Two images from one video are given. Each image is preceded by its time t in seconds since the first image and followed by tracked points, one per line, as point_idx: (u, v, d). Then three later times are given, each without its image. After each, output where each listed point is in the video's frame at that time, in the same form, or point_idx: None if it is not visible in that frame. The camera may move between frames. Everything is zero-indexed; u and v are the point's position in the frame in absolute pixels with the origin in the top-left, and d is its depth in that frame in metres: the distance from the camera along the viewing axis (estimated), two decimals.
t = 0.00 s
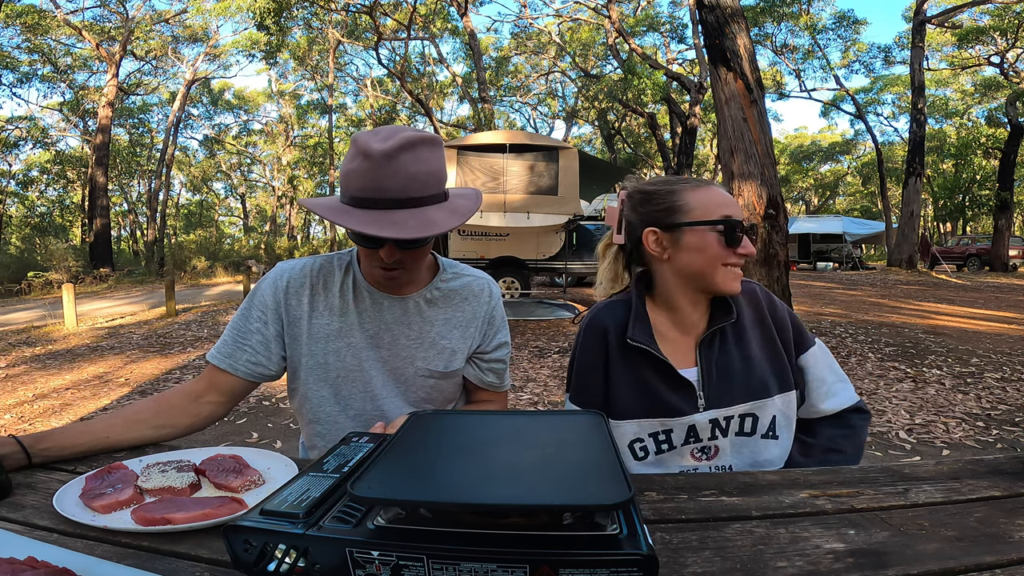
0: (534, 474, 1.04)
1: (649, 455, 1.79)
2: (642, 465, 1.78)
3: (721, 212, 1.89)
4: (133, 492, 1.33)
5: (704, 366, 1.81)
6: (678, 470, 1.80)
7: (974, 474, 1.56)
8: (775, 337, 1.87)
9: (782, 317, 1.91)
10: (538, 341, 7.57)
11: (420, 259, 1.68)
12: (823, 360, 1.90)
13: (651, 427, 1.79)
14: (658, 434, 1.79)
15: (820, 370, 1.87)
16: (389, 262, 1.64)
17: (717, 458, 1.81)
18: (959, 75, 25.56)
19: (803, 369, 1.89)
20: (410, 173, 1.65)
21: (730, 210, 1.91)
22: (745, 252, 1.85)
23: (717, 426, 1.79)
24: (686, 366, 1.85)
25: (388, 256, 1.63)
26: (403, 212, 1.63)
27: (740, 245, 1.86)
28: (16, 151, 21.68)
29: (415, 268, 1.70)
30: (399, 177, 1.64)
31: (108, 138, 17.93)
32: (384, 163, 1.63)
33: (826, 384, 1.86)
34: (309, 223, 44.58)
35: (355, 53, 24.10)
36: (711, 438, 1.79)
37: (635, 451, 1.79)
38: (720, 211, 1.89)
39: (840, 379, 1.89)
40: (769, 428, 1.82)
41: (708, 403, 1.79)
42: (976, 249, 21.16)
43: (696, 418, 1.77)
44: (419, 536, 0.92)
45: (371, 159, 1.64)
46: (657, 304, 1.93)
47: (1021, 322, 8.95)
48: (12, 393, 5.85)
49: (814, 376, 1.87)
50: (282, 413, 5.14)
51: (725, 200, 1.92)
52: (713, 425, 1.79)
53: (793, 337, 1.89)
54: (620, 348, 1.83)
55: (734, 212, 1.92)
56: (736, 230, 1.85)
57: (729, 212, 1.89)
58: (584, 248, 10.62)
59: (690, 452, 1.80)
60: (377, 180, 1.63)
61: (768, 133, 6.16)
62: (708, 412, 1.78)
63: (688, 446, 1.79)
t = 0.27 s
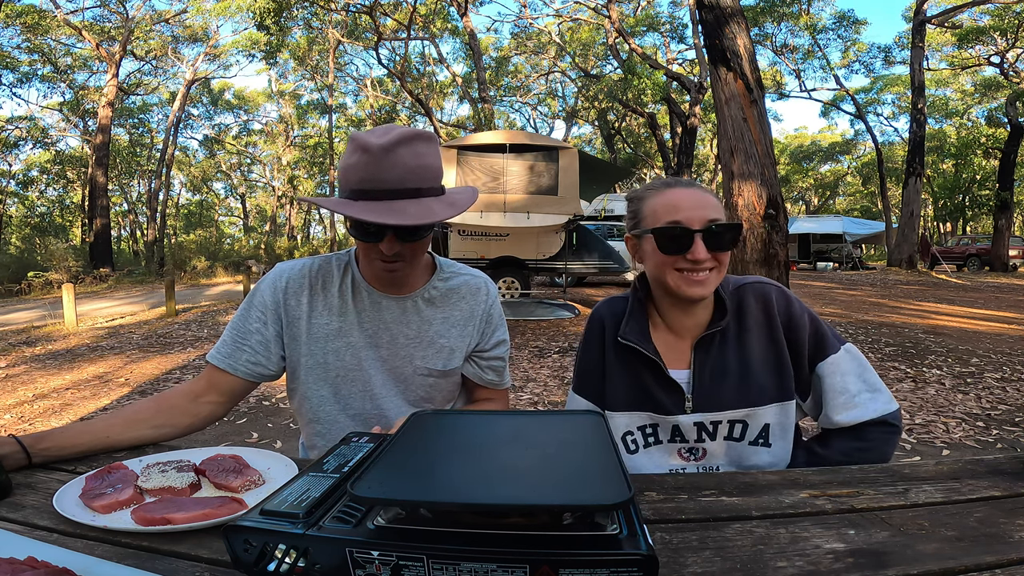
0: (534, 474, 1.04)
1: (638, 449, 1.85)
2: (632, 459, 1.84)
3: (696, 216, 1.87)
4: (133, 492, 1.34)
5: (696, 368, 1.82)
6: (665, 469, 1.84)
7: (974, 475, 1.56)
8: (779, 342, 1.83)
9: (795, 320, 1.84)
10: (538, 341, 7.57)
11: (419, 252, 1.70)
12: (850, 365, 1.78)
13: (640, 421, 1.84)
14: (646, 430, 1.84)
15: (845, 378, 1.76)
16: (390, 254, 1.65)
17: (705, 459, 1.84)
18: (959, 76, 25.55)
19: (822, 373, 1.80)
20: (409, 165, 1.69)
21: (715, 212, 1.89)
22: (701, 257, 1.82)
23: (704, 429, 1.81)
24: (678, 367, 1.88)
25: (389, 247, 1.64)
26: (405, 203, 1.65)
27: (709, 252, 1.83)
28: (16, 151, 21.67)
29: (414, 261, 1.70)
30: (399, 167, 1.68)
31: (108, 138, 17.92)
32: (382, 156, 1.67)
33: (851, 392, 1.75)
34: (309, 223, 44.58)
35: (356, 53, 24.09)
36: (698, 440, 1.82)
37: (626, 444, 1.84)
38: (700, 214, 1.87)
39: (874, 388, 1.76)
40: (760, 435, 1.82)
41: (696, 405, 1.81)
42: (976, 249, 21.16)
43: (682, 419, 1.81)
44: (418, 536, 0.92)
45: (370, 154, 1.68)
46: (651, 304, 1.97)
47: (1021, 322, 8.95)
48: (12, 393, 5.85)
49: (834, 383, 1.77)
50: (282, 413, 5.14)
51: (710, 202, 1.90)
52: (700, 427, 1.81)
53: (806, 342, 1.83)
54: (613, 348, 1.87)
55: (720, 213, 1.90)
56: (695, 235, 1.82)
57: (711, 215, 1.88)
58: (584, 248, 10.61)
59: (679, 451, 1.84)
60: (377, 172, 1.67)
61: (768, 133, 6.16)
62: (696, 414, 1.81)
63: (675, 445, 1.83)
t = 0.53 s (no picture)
0: (533, 474, 1.04)
1: (631, 444, 1.88)
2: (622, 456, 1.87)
3: (685, 218, 1.85)
4: (133, 492, 1.34)
5: (687, 369, 1.83)
6: (654, 467, 1.87)
7: (973, 474, 1.56)
8: (776, 346, 1.82)
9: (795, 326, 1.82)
10: (538, 341, 7.56)
11: (415, 244, 1.71)
12: (848, 377, 1.74)
13: (632, 417, 1.87)
14: (637, 426, 1.87)
15: (838, 391, 1.73)
16: (387, 246, 1.66)
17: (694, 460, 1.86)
18: (959, 76, 25.54)
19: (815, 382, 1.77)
20: (402, 155, 1.71)
21: (706, 213, 1.87)
22: (686, 258, 1.83)
23: (690, 431, 1.83)
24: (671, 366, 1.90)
25: (388, 238, 1.65)
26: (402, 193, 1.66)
27: (695, 253, 1.83)
28: (16, 151, 21.67)
29: (413, 252, 1.71)
30: (392, 160, 1.70)
31: (108, 138, 17.91)
32: (375, 147, 1.69)
33: (841, 405, 1.72)
34: (309, 223, 44.57)
35: (356, 54, 24.08)
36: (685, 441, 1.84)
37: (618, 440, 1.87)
38: (691, 215, 1.86)
39: (874, 403, 1.71)
40: (748, 441, 1.82)
41: (685, 406, 1.83)
42: (975, 249, 21.17)
43: (670, 418, 1.84)
44: (419, 536, 0.92)
45: (363, 146, 1.69)
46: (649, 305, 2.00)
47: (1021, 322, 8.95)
48: (12, 393, 5.85)
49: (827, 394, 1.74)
50: (282, 413, 5.13)
51: (703, 203, 1.87)
52: (687, 428, 1.83)
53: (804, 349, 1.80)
54: (608, 347, 1.91)
55: (712, 215, 1.88)
56: (681, 236, 1.83)
57: (700, 216, 1.85)
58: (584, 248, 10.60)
59: (668, 451, 1.87)
60: (371, 164, 1.68)
61: (767, 133, 6.16)
62: (683, 415, 1.83)
63: (664, 443, 1.86)
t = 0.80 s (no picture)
0: (532, 474, 1.04)
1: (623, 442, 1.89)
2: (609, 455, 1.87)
3: (673, 219, 1.85)
4: (132, 492, 1.34)
5: (674, 370, 1.83)
6: (640, 467, 1.87)
7: (974, 474, 1.56)
8: (760, 351, 1.82)
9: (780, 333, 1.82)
10: (538, 341, 7.57)
11: (376, 235, 1.68)
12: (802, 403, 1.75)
13: (622, 415, 1.88)
14: (625, 424, 1.87)
15: (788, 415, 1.75)
16: (342, 233, 1.67)
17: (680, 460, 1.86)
18: (960, 76, 25.53)
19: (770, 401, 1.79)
20: (362, 147, 1.71)
21: (695, 216, 1.86)
22: (673, 261, 1.84)
23: (673, 433, 1.83)
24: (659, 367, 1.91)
25: (340, 224, 1.66)
26: (357, 180, 1.67)
27: (680, 255, 1.83)
28: (16, 151, 21.68)
29: (370, 242, 1.68)
30: (353, 153, 1.71)
31: (108, 138, 17.92)
32: (343, 139, 1.74)
33: (786, 429, 1.74)
34: (309, 223, 44.57)
35: (355, 54, 24.07)
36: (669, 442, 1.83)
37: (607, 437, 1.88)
38: (679, 217, 1.86)
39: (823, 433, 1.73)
40: (729, 447, 1.81)
41: (670, 407, 1.83)
42: (975, 249, 21.18)
43: (653, 420, 1.84)
44: (419, 535, 0.93)
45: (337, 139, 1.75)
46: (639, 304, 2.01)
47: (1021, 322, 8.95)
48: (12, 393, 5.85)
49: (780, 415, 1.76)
50: (282, 413, 5.13)
51: (695, 206, 1.87)
52: (670, 429, 1.83)
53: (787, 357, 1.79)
54: (599, 346, 1.92)
55: (702, 217, 1.87)
56: (669, 238, 1.84)
57: (687, 219, 1.85)
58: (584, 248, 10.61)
59: (654, 451, 1.88)
60: (335, 155, 1.73)
61: (768, 133, 6.16)
62: (666, 417, 1.83)
63: (650, 443, 1.86)
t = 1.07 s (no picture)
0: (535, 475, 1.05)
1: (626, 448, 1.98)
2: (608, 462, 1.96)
3: (669, 231, 1.91)
4: (132, 492, 1.34)
5: (681, 382, 1.87)
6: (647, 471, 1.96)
7: (974, 475, 1.56)
8: (765, 361, 1.80)
9: (785, 341, 1.78)
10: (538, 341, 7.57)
11: (501, 252, 1.75)
12: (854, 412, 1.59)
13: (626, 423, 1.97)
14: (630, 431, 1.97)
15: (837, 418, 1.60)
16: (475, 244, 1.70)
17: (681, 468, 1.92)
18: (959, 76, 25.53)
19: (814, 405, 1.65)
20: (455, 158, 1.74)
21: (693, 226, 1.91)
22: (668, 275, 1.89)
23: (675, 444, 1.89)
24: (669, 380, 2.00)
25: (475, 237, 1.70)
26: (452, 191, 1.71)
27: (672, 267, 1.89)
28: (16, 151, 21.68)
29: (497, 260, 1.74)
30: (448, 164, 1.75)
31: (108, 138, 17.91)
32: (498, 147, 1.74)
33: (835, 434, 1.59)
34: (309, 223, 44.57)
35: (355, 54, 24.04)
36: (672, 453, 1.90)
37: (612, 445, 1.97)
38: (678, 231, 1.91)
39: (884, 443, 1.55)
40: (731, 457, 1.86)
41: (674, 419, 1.88)
42: (976, 249, 21.17)
43: (657, 431, 1.90)
44: (419, 535, 0.92)
45: (484, 143, 1.74)
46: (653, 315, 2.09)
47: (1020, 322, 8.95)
48: (12, 393, 5.85)
49: (825, 419, 1.62)
50: (282, 413, 5.13)
51: (694, 219, 1.91)
52: (672, 441, 1.89)
53: (792, 367, 1.76)
54: (608, 358, 2.01)
55: (704, 227, 1.91)
56: (661, 253, 1.92)
57: (685, 230, 1.90)
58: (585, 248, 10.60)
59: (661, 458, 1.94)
60: (488, 160, 1.72)
61: (767, 133, 6.16)
62: (669, 429, 1.89)
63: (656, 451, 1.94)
